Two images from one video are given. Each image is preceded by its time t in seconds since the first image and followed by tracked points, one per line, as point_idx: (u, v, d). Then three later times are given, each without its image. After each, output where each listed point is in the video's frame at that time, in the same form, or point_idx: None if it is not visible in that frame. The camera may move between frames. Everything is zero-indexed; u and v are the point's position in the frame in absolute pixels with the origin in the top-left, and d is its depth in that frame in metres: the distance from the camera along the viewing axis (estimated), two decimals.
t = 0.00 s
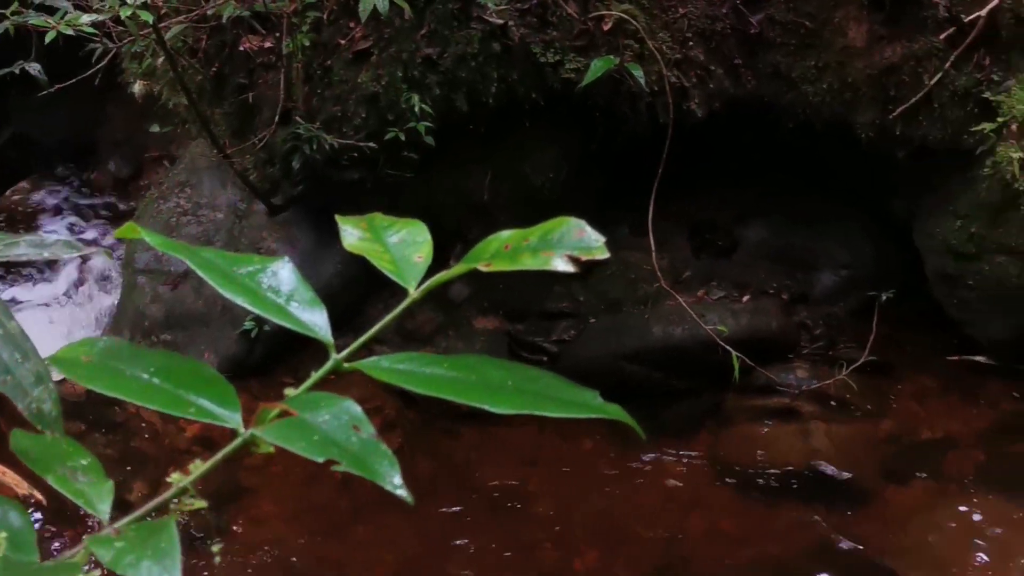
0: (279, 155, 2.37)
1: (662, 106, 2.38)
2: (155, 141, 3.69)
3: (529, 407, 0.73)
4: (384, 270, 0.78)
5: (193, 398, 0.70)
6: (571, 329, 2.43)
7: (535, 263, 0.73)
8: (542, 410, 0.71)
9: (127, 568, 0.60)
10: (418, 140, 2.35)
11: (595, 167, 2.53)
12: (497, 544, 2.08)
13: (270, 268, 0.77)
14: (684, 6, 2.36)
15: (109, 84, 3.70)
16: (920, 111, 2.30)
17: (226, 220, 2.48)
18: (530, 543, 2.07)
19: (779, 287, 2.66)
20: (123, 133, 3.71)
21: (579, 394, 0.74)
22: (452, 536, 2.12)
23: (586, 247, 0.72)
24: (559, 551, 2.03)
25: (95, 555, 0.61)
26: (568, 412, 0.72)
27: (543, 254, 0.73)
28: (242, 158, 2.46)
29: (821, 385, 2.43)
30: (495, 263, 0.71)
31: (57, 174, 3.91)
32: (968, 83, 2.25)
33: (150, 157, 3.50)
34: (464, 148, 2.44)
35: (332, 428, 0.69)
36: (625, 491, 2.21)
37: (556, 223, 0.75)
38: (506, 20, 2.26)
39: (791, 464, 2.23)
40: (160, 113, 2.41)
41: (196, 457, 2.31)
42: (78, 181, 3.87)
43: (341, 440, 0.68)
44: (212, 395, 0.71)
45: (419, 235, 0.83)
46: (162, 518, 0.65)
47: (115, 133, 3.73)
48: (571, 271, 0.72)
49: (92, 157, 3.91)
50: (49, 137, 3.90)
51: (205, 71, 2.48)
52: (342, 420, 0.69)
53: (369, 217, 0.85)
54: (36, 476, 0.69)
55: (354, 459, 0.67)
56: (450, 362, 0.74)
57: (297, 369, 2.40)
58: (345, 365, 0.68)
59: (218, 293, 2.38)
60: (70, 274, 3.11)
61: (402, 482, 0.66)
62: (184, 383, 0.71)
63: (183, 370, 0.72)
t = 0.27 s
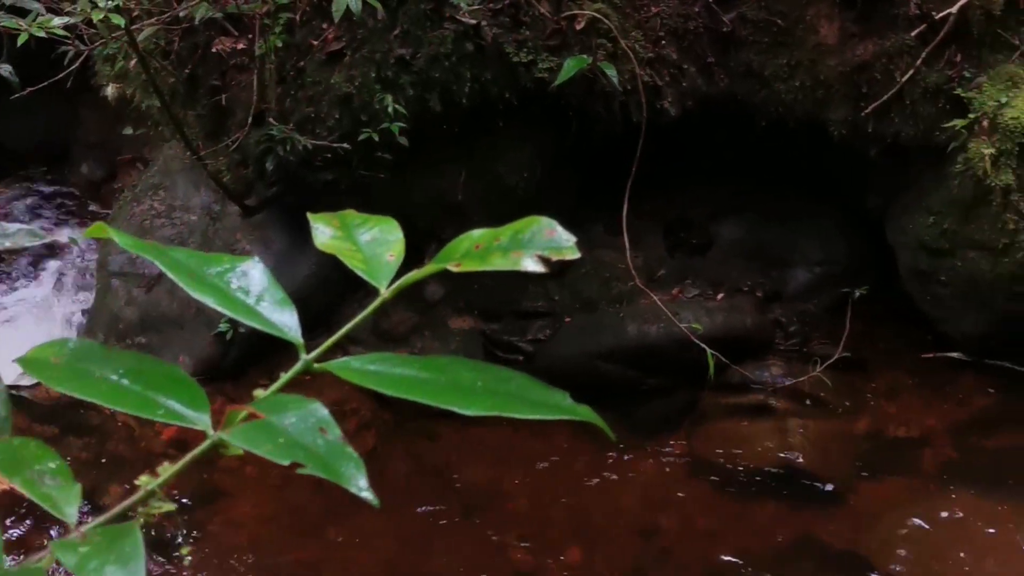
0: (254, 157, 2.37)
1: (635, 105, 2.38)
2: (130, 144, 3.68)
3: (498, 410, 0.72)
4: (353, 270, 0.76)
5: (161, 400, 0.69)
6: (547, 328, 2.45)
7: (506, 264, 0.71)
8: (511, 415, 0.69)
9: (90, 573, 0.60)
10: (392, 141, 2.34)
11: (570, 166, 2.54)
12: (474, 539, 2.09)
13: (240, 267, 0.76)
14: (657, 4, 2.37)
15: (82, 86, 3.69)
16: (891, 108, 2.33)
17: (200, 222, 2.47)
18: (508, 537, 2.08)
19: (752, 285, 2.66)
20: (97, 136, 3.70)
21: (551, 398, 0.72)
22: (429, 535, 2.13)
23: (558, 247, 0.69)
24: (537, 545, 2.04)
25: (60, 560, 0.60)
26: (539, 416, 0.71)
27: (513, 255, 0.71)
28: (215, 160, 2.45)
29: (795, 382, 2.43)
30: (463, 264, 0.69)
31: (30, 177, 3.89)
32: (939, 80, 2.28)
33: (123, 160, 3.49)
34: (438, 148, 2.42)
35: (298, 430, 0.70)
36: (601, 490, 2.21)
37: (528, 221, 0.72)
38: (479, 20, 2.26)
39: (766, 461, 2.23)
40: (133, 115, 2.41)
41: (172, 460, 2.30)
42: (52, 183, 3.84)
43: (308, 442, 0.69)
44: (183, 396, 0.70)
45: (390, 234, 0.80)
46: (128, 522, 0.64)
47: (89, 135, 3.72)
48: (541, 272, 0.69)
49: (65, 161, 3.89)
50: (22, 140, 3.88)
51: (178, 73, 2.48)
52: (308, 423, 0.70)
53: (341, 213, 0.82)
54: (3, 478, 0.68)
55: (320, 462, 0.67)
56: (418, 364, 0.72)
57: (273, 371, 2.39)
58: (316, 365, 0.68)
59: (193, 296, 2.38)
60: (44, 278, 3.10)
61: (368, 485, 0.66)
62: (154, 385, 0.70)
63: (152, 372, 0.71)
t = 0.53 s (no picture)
0: (229, 158, 2.37)
1: (610, 104, 2.39)
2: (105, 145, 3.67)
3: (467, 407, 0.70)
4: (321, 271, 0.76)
5: (129, 402, 0.68)
6: (522, 328, 2.46)
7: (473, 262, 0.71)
8: (478, 411, 0.68)
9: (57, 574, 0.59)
10: (368, 141, 2.34)
11: (546, 165, 2.55)
12: (451, 547, 2.05)
13: (207, 270, 0.75)
14: (630, 4, 2.37)
15: (56, 87, 3.67)
16: (865, 106, 2.34)
17: (175, 224, 2.47)
18: (484, 544, 2.05)
19: (728, 283, 2.68)
20: (72, 137, 3.68)
21: (520, 395, 0.71)
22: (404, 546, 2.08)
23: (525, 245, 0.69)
24: (513, 552, 2.01)
25: (25, 562, 0.60)
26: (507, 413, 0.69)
27: (481, 253, 0.70)
28: (190, 161, 2.47)
29: (770, 381, 2.44)
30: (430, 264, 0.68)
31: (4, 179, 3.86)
32: (912, 78, 2.29)
33: (98, 162, 3.48)
34: (413, 149, 2.41)
35: (265, 430, 0.68)
36: (577, 489, 2.21)
37: (495, 220, 0.72)
38: (453, 21, 2.26)
39: (743, 460, 2.23)
40: (107, 117, 2.40)
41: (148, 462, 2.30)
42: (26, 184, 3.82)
43: (274, 441, 0.66)
44: (151, 399, 0.69)
45: (360, 235, 0.80)
46: (97, 525, 0.63)
47: (64, 137, 3.70)
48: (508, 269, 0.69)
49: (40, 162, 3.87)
50: None
51: (152, 75, 2.48)
52: (274, 422, 0.68)
53: (310, 216, 0.82)
54: None
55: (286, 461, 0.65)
56: (387, 363, 0.71)
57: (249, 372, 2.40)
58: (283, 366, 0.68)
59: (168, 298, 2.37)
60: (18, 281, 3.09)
61: (334, 483, 0.64)
62: (121, 387, 0.69)
63: (120, 374, 0.69)
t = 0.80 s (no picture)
0: (205, 158, 2.36)
1: (587, 104, 2.39)
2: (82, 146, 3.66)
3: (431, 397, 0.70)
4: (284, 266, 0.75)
5: (95, 399, 0.66)
6: (500, 328, 2.47)
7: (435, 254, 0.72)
8: (443, 398, 0.68)
9: (31, 569, 0.58)
10: (345, 142, 2.33)
11: (523, 165, 2.55)
12: (429, 545, 2.03)
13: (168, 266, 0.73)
14: (607, 4, 2.37)
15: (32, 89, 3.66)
16: (841, 105, 2.35)
17: (151, 224, 2.47)
18: (462, 544, 2.03)
19: (704, 283, 2.68)
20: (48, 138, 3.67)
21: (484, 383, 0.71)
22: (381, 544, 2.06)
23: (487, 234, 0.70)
24: (491, 550, 2.00)
25: None
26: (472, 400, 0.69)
27: (443, 244, 0.71)
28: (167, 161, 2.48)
29: (747, 378, 2.45)
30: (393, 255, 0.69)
31: None
32: (888, 78, 2.31)
33: (74, 163, 3.47)
34: (390, 148, 2.41)
35: (234, 424, 0.68)
36: (555, 487, 2.20)
37: (455, 212, 0.73)
38: (430, 21, 2.26)
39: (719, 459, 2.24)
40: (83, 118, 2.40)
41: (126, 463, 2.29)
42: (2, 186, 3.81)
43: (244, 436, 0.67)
44: (116, 396, 0.67)
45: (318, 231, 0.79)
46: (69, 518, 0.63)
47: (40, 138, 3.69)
48: (471, 258, 0.69)
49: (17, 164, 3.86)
50: None
51: (128, 75, 2.48)
52: (243, 417, 0.68)
53: (269, 212, 0.80)
54: None
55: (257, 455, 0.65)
56: (351, 356, 0.71)
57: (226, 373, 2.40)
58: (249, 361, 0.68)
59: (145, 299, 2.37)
60: None
61: (306, 474, 0.65)
62: (84, 384, 0.67)
63: (84, 372, 0.67)
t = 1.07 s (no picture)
0: (180, 159, 2.36)
1: (563, 104, 2.39)
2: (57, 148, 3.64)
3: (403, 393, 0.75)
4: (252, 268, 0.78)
5: (66, 402, 0.69)
6: (476, 328, 2.47)
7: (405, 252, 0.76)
8: (415, 394, 0.73)
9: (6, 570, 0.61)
10: (320, 142, 2.33)
11: (500, 163, 2.53)
12: (406, 547, 2.03)
13: (137, 271, 0.78)
14: (582, 4, 2.37)
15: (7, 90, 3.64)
16: (816, 103, 2.36)
17: (127, 226, 2.46)
18: (437, 543, 2.05)
19: (681, 281, 2.69)
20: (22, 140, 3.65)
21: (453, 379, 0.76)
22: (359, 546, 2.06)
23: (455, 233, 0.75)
24: (466, 551, 2.01)
25: None
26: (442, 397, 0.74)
27: (413, 243, 0.75)
28: (142, 163, 2.46)
29: (724, 376, 2.46)
30: (366, 254, 0.73)
31: None
32: (862, 76, 2.33)
33: (49, 165, 3.46)
34: (366, 148, 2.41)
35: (207, 424, 0.70)
36: (532, 487, 2.20)
37: (424, 212, 0.78)
38: (406, 21, 2.27)
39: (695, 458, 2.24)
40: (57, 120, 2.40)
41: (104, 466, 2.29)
42: None
43: (219, 435, 0.69)
44: (87, 397, 0.70)
45: (286, 233, 0.83)
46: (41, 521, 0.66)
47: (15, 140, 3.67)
48: (438, 256, 0.74)
49: None
50: None
51: (103, 77, 2.48)
52: (216, 416, 0.71)
53: (234, 215, 0.84)
54: None
55: (232, 452, 0.68)
56: (327, 354, 0.75)
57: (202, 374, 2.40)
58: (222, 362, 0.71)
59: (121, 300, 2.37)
60: None
61: (281, 472, 0.68)
62: (55, 388, 0.70)
63: (56, 375, 0.71)
